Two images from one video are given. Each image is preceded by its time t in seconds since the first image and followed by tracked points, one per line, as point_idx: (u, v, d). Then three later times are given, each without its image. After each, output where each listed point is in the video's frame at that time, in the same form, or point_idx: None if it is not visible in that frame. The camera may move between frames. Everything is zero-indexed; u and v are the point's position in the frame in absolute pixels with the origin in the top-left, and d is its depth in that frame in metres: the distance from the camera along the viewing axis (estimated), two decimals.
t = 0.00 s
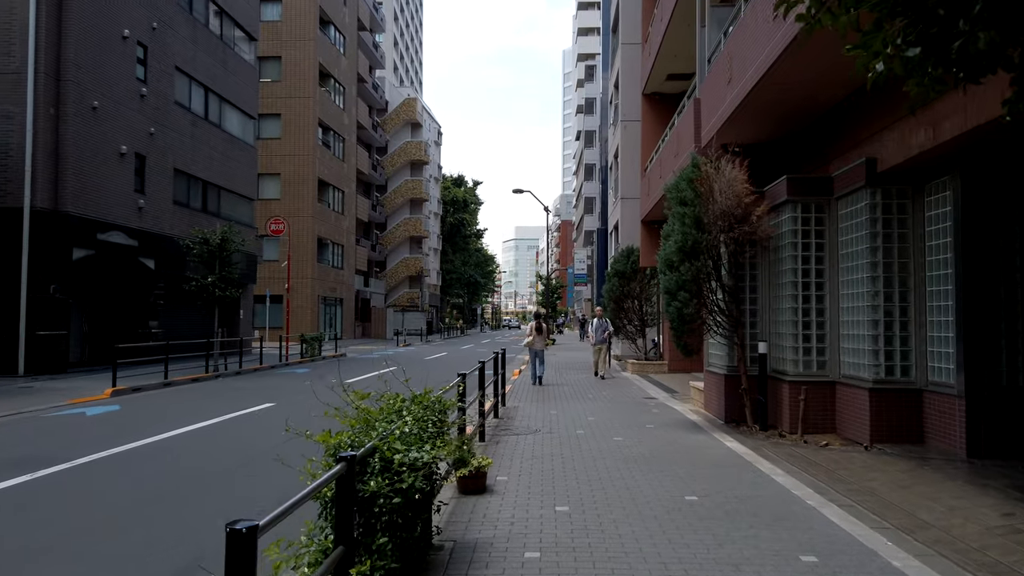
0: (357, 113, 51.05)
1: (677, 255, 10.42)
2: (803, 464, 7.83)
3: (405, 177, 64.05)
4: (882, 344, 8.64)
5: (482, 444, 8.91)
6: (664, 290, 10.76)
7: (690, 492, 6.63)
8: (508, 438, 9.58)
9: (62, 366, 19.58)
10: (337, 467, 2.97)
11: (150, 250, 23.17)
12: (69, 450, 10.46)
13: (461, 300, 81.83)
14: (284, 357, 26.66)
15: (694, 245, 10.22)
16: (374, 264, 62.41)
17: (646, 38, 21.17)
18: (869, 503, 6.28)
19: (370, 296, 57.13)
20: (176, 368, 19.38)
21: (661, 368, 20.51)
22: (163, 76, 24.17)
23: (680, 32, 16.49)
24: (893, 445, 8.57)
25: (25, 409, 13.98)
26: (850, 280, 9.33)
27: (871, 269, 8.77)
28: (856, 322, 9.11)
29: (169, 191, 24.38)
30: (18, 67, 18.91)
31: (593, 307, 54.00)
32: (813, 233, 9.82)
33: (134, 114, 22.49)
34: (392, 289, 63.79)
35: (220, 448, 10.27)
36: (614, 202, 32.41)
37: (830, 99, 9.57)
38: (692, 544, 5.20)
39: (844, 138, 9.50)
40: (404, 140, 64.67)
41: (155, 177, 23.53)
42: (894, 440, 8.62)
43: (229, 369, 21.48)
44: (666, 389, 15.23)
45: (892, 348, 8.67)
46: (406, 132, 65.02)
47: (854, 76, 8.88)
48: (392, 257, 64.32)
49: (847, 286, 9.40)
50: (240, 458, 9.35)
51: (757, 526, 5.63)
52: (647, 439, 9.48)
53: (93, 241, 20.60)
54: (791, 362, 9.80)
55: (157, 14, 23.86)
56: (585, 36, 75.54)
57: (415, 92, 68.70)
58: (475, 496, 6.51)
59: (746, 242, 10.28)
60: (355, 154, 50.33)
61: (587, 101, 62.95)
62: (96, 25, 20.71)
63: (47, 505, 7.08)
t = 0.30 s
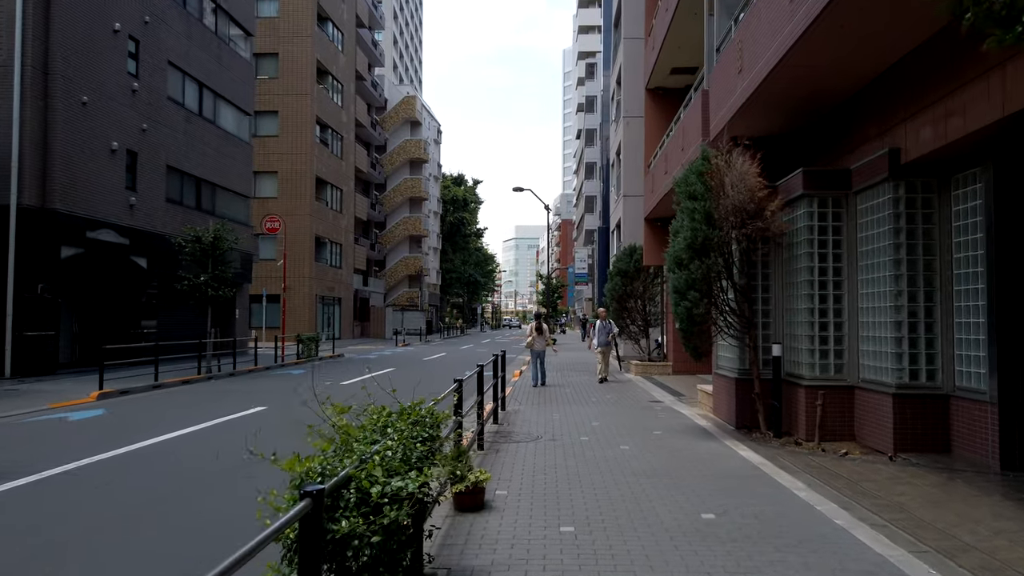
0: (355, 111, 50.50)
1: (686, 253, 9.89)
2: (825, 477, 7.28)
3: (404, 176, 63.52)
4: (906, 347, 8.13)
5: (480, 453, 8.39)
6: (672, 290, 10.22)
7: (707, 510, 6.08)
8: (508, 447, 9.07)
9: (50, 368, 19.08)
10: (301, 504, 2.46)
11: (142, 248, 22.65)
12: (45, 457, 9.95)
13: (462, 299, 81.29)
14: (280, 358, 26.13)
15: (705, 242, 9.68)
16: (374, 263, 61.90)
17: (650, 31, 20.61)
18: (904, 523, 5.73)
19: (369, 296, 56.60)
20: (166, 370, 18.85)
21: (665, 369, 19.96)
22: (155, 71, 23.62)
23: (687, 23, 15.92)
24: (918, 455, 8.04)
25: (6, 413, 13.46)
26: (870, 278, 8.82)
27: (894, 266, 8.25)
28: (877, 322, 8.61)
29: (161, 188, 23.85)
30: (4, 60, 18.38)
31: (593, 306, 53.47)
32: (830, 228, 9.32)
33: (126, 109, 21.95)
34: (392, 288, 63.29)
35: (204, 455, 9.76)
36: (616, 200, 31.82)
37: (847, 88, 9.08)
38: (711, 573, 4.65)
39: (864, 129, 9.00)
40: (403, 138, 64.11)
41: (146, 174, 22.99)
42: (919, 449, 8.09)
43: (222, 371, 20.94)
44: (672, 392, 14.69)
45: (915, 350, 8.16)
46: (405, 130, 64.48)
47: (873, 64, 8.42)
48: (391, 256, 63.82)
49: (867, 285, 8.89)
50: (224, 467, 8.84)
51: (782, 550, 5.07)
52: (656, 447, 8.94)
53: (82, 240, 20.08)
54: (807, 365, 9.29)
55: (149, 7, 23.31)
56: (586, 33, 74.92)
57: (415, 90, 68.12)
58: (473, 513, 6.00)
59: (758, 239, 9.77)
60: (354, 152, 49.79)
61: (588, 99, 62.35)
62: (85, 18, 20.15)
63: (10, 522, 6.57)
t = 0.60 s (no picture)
0: (354, 108, 50.03)
1: (694, 249, 9.38)
2: (845, 486, 6.81)
3: (403, 174, 63.04)
4: (930, 347, 7.65)
5: (476, 461, 7.90)
6: (680, 288, 9.69)
7: (722, 526, 5.62)
8: (506, 453, 8.58)
9: (37, 368, 18.61)
10: (246, 546, 1.99)
11: (134, 246, 22.18)
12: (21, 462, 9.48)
13: (462, 298, 80.91)
14: (276, 358, 25.69)
15: (713, 237, 9.18)
16: (373, 262, 61.43)
17: (653, 23, 20.14)
18: (941, 541, 5.23)
19: (368, 295, 56.10)
20: (157, 370, 18.38)
21: (668, 369, 19.52)
22: (148, 66, 23.16)
23: (691, 13, 15.45)
24: (943, 462, 7.55)
25: None
26: (889, 275, 8.35)
27: (916, 261, 7.77)
28: (897, 322, 8.13)
29: (154, 185, 23.39)
30: None
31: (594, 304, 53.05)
32: (845, 223, 8.83)
33: (116, 103, 21.50)
34: (391, 287, 62.80)
35: (187, 459, 9.28)
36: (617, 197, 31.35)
37: (863, 75, 8.63)
38: None
39: (882, 117, 8.54)
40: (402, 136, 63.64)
41: (138, 170, 22.52)
42: (945, 457, 7.59)
43: (215, 371, 20.46)
44: (677, 393, 14.26)
45: (940, 352, 7.67)
46: (404, 127, 64.04)
47: (889, 51, 8.00)
48: (391, 255, 63.35)
49: (886, 282, 8.42)
50: (208, 472, 8.37)
51: (807, 573, 4.60)
52: (664, 453, 8.47)
53: (71, 237, 19.61)
54: (821, 368, 8.80)
55: None
56: (586, 31, 74.42)
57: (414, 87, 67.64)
58: (467, 530, 5.50)
59: (770, 235, 9.29)
60: (352, 149, 49.32)
61: (588, 96, 61.88)
62: (74, 9, 19.67)
63: None
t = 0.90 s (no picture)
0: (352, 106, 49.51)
1: (702, 244, 8.85)
2: (868, 500, 6.31)
3: (401, 173, 62.53)
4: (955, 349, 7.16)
5: (469, 473, 7.37)
6: (687, 285, 9.18)
7: (738, 547, 5.12)
8: (502, 461, 8.05)
9: (23, 369, 18.12)
10: None
11: (124, 244, 21.69)
12: None
13: (461, 298, 80.38)
14: (271, 359, 25.20)
15: (723, 232, 8.67)
16: (372, 261, 60.90)
17: (655, 15, 19.65)
18: (981, 564, 4.74)
19: (366, 294, 55.60)
20: (146, 371, 17.89)
21: (671, 370, 19.05)
22: (138, 60, 22.67)
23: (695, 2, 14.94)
24: (971, 472, 7.06)
25: None
26: (911, 273, 7.86)
27: (941, 257, 7.27)
28: (919, 322, 7.65)
29: (145, 181, 22.90)
30: None
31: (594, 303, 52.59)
32: (863, 216, 8.34)
33: (106, 98, 21.02)
34: (390, 286, 62.28)
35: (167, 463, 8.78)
36: (618, 195, 30.85)
37: (879, 63, 8.16)
38: None
39: (900, 105, 8.06)
40: (401, 134, 63.12)
41: (128, 166, 22.02)
42: (972, 466, 7.10)
43: (207, 371, 19.96)
44: (681, 395, 13.78)
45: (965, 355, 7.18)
46: (403, 125, 63.53)
47: (906, 38, 7.55)
48: (389, 254, 62.83)
49: (907, 280, 7.93)
50: (182, 476, 7.85)
51: None
52: (672, 461, 7.97)
53: (58, 235, 19.11)
54: (838, 370, 8.31)
55: None
56: (586, 28, 73.84)
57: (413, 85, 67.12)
58: (458, 551, 5.00)
59: (783, 230, 8.80)
60: (350, 147, 48.81)
61: (588, 94, 61.34)
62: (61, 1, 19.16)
63: None
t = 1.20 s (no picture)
0: (349, 105, 49.03)
1: (710, 243, 8.34)
2: (893, 519, 5.85)
3: (400, 172, 62.04)
4: (983, 355, 6.69)
5: (461, 489, 6.86)
6: (694, 286, 8.65)
7: None
8: (497, 474, 7.55)
9: (8, 372, 17.63)
10: None
11: (114, 244, 21.20)
12: None
13: (460, 298, 79.95)
14: (265, 360, 24.74)
15: (732, 228, 8.16)
16: (370, 261, 60.44)
17: (657, 8, 19.16)
18: None
19: (364, 295, 55.16)
20: (134, 375, 17.42)
21: (673, 372, 18.62)
22: (129, 56, 22.17)
23: None
24: (1000, 487, 6.58)
25: None
26: (932, 273, 7.38)
27: (967, 256, 6.79)
28: (942, 326, 7.17)
29: (136, 179, 22.41)
30: None
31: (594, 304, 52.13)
32: (881, 213, 7.85)
33: (95, 94, 20.53)
34: (389, 287, 61.84)
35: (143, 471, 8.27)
36: (618, 194, 30.35)
37: (895, 52, 7.71)
38: None
39: (921, 94, 7.57)
40: (399, 133, 62.64)
41: (118, 164, 21.52)
42: (1002, 480, 6.62)
43: (197, 374, 19.46)
44: (686, 400, 13.33)
45: (992, 362, 6.71)
46: (402, 125, 63.07)
47: (925, 25, 7.10)
48: (388, 254, 62.37)
49: (928, 281, 7.45)
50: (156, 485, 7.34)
51: None
52: (680, 474, 7.48)
53: (45, 234, 18.61)
54: (854, 376, 7.82)
55: None
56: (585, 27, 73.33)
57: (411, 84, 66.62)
58: None
59: (796, 227, 8.31)
60: (348, 146, 48.32)
61: (588, 93, 60.85)
62: None
63: None
